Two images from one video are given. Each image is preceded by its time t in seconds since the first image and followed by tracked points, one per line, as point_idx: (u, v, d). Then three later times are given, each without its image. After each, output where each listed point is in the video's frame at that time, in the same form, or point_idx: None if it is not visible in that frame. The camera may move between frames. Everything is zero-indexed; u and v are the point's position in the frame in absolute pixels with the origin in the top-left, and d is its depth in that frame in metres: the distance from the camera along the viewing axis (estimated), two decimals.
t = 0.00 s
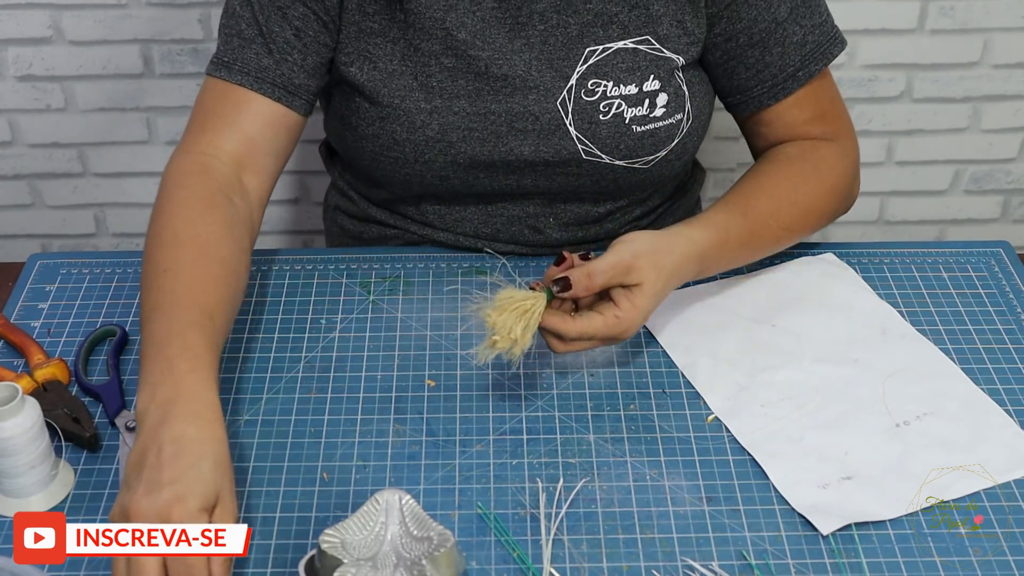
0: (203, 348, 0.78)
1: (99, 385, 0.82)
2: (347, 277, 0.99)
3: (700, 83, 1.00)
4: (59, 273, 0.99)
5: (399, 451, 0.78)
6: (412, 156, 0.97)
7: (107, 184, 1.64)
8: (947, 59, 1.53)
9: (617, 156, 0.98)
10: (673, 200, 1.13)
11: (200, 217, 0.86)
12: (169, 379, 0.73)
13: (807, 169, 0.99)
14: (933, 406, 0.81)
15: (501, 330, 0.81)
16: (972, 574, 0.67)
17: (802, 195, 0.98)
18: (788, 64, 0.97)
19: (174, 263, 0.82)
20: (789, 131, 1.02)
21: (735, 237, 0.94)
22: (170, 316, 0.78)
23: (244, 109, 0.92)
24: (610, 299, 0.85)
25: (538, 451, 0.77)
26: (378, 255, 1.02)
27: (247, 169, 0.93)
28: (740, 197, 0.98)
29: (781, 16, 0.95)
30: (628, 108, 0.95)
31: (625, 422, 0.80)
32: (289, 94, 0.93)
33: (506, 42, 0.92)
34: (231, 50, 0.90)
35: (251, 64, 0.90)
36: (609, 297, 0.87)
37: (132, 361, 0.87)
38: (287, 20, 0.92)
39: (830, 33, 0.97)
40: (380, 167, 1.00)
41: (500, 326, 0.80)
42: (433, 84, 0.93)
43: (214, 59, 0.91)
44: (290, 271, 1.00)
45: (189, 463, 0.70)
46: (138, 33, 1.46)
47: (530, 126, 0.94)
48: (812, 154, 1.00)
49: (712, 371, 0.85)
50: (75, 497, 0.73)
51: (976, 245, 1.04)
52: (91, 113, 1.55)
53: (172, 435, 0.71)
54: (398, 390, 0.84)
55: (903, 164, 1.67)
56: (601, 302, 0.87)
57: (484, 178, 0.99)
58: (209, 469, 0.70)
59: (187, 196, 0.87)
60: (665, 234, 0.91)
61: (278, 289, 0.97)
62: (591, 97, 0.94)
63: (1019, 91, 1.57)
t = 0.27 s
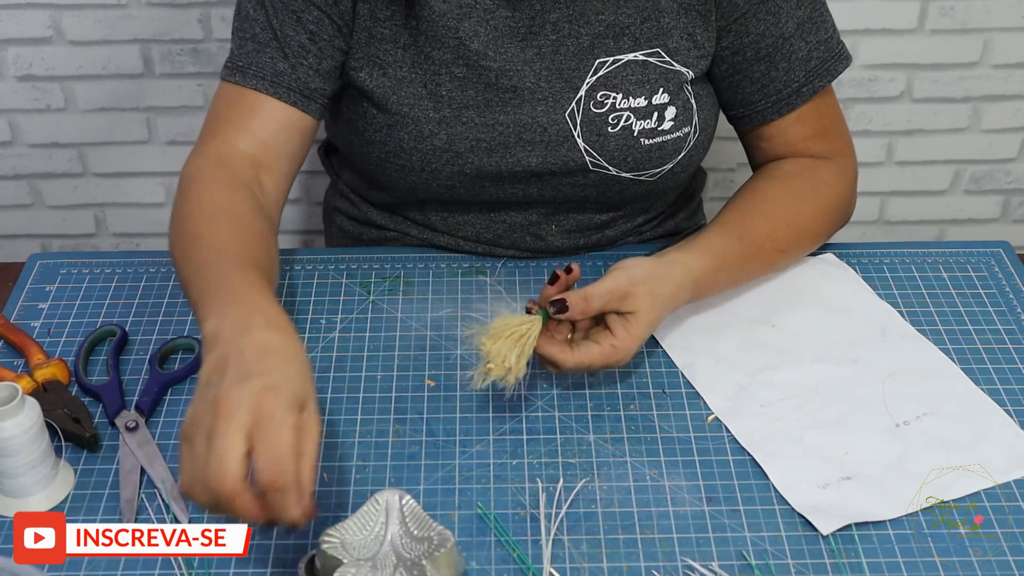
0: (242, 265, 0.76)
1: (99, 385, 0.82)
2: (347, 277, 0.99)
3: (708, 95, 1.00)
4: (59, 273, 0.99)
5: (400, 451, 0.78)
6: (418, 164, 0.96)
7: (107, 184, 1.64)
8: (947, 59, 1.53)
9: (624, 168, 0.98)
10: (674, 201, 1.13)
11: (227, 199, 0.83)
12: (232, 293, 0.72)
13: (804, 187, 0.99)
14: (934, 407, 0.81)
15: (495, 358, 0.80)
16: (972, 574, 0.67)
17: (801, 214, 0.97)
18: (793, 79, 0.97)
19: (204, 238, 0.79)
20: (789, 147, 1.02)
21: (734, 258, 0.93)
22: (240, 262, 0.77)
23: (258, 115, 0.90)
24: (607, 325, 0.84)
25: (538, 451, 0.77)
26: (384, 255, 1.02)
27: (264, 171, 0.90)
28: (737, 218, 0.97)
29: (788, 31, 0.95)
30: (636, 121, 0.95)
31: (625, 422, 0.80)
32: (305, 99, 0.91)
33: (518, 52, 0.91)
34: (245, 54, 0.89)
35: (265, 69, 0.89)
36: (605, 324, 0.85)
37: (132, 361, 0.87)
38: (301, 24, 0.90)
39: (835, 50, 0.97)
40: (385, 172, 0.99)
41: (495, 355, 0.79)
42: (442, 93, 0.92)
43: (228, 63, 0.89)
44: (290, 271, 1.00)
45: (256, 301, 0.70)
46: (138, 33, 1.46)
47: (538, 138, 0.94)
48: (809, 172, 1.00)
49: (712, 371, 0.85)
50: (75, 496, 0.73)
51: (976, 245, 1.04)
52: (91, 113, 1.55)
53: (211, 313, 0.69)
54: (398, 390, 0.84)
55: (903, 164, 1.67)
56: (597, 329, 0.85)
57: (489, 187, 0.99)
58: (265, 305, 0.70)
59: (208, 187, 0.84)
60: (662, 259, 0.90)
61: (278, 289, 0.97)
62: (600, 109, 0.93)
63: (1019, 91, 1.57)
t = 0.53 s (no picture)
0: (307, 162, 0.80)
1: (99, 385, 0.82)
2: (347, 277, 0.99)
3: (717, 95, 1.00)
4: (59, 273, 0.99)
5: (400, 451, 0.78)
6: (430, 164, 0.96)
7: (107, 184, 1.64)
8: (947, 59, 1.53)
9: (636, 167, 0.98)
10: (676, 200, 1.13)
11: (268, 152, 0.82)
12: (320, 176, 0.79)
13: (808, 187, 0.99)
14: (934, 407, 0.81)
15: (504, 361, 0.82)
16: (972, 574, 0.67)
17: (805, 214, 0.97)
18: (801, 79, 0.97)
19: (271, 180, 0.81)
20: (794, 149, 1.02)
21: (738, 257, 0.92)
22: (304, 163, 0.81)
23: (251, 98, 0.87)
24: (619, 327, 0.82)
25: (539, 451, 0.77)
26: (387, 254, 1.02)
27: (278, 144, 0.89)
28: (742, 219, 0.96)
29: (797, 31, 0.95)
30: (648, 120, 0.95)
31: (625, 422, 0.80)
32: (301, 92, 0.90)
33: (533, 53, 0.91)
34: (245, 38, 0.87)
35: (267, 57, 0.87)
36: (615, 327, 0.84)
37: (132, 361, 0.87)
38: (308, 17, 0.89)
39: (842, 50, 0.97)
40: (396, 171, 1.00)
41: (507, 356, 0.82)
42: (456, 93, 0.93)
43: (224, 44, 0.87)
44: (290, 271, 1.00)
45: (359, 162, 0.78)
46: (137, 33, 1.46)
47: (551, 137, 0.94)
48: (814, 172, 1.00)
49: (713, 371, 0.85)
50: (75, 497, 0.73)
51: (976, 245, 1.04)
52: (91, 113, 1.55)
53: (328, 171, 0.79)
54: (398, 390, 0.84)
55: (903, 164, 1.67)
56: (609, 335, 0.84)
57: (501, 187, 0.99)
58: (382, 151, 0.78)
59: (240, 153, 0.83)
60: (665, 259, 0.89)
61: (278, 289, 0.97)
62: (612, 109, 0.94)
63: (1019, 91, 1.57)
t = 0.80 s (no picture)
0: (267, 99, 0.81)
1: (99, 385, 0.82)
2: (347, 276, 0.99)
3: (710, 91, 1.00)
4: (59, 273, 0.99)
5: (400, 451, 0.78)
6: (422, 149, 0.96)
7: (107, 184, 1.64)
8: (946, 59, 1.53)
9: (627, 158, 0.98)
10: (672, 196, 1.13)
11: (226, 85, 0.81)
12: (283, 121, 0.80)
13: (809, 175, 1.00)
14: (933, 406, 0.81)
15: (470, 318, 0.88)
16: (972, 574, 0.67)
17: (803, 202, 0.98)
18: (798, 73, 0.97)
19: (241, 117, 0.80)
20: (795, 139, 1.02)
21: (730, 240, 0.95)
22: (266, 104, 0.81)
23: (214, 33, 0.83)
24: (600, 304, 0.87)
25: (538, 450, 0.77)
26: (383, 255, 1.02)
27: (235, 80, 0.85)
28: (739, 202, 0.99)
29: (792, 25, 0.95)
30: (640, 111, 0.95)
31: (625, 422, 0.80)
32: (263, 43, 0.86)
33: (525, 40, 0.92)
34: None
35: None
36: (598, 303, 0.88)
37: (132, 361, 0.87)
38: None
39: (840, 45, 0.97)
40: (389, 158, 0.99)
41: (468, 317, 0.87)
42: (449, 77, 0.93)
43: None
44: (290, 271, 1.00)
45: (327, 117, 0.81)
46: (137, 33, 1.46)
47: (544, 126, 0.94)
48: (816, 161, 1.00)
49: (712, 370, 0.85)
50: (75, 496, 0.73)
51: (976, 245, 1.04)
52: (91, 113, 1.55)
53: (303, 120, 0.81)
54: (398, 390, 0.84)
55: (903, 163, 1.67)
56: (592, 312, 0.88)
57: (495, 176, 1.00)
58: (355, 105, 0.82)
59: (196, 84, 0.80)
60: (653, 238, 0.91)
61: (278, 289, 0.97)
62: (605, 100, 0.94)
63: (1019, 91, 1.57)
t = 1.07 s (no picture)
0: (228, 121, 0.86)
1: (99, 385, 0.82)
2: (347, 276, 0.99)
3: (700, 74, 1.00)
4: (59, 273, 0.99)
5: (400, 451, 0.78)
6: (412, 142, 0.97)
7: (107, 184, 1.64)
8: (946, 59, 1.53)
9: (614, 143, 0.98)
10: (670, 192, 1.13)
11: (191, 101, 0.86)
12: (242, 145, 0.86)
13: (837, 124, 0.98)
14: (933, 406, 0.81)
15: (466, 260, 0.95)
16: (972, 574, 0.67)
17: (829, 152, 0.97)
18: (807, 36, 0.96)
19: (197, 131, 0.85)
20: (825, 93, 1.00)
21: (745, 191, 0.95)
22: (227, 126, 0.86)
23: (192, 40, 0.88)
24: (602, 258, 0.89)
25: (538, 450, 0.77)
26: (382, 255, 1.02)
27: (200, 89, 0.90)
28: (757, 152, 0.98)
29: None
30: (625, 95, 0.96)
31: (625, 422, 0.80)
32: (236, 44, 0.89)
33: (510, 31, 0.92)
34: None
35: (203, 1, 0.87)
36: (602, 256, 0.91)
37: (132, 361, 0.87)
38: None
39: (848, 5, 0.96)
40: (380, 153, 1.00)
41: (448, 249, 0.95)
42: (435, 70, 0.93)
43: None
44: (290, 271, 1.00)
45: (282, 147, 0.86)
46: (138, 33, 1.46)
47: (529, 113, 0.95)
48: (848, 106, 0.98)
49: (712, 370, 0.85)
50: (75, 496, 0.73)
51: (976, 245, 1.04)
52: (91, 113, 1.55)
53: (252, 143, 0.86)
54: (398, 390, 0.84)
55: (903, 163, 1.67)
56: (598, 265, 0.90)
57: (484, 165, 1.00)
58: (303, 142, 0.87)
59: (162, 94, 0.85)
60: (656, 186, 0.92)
61: (278, 288, 0.97)
62: (589, 85, 0.95)
63: (1019, 91, 1.57)
